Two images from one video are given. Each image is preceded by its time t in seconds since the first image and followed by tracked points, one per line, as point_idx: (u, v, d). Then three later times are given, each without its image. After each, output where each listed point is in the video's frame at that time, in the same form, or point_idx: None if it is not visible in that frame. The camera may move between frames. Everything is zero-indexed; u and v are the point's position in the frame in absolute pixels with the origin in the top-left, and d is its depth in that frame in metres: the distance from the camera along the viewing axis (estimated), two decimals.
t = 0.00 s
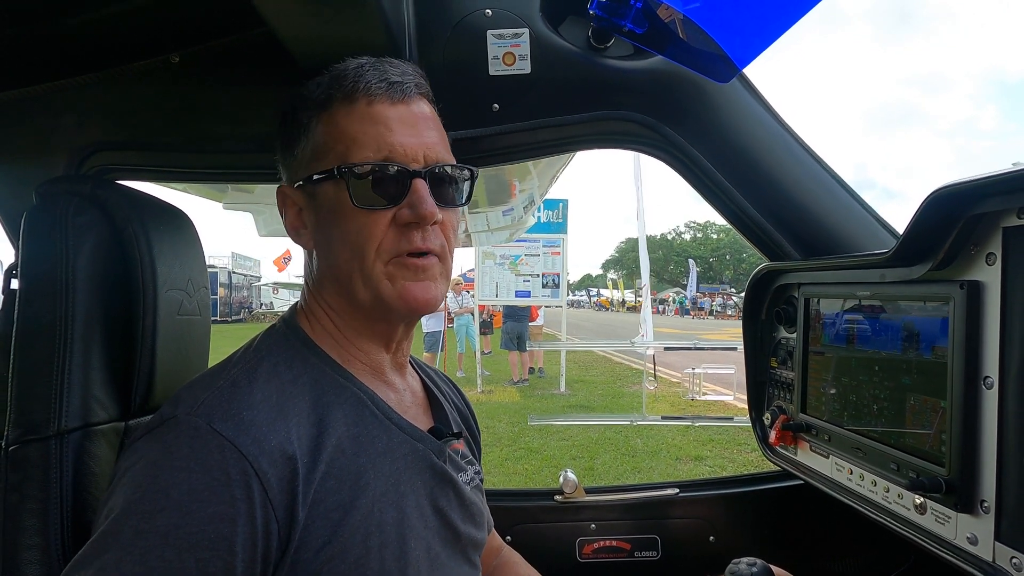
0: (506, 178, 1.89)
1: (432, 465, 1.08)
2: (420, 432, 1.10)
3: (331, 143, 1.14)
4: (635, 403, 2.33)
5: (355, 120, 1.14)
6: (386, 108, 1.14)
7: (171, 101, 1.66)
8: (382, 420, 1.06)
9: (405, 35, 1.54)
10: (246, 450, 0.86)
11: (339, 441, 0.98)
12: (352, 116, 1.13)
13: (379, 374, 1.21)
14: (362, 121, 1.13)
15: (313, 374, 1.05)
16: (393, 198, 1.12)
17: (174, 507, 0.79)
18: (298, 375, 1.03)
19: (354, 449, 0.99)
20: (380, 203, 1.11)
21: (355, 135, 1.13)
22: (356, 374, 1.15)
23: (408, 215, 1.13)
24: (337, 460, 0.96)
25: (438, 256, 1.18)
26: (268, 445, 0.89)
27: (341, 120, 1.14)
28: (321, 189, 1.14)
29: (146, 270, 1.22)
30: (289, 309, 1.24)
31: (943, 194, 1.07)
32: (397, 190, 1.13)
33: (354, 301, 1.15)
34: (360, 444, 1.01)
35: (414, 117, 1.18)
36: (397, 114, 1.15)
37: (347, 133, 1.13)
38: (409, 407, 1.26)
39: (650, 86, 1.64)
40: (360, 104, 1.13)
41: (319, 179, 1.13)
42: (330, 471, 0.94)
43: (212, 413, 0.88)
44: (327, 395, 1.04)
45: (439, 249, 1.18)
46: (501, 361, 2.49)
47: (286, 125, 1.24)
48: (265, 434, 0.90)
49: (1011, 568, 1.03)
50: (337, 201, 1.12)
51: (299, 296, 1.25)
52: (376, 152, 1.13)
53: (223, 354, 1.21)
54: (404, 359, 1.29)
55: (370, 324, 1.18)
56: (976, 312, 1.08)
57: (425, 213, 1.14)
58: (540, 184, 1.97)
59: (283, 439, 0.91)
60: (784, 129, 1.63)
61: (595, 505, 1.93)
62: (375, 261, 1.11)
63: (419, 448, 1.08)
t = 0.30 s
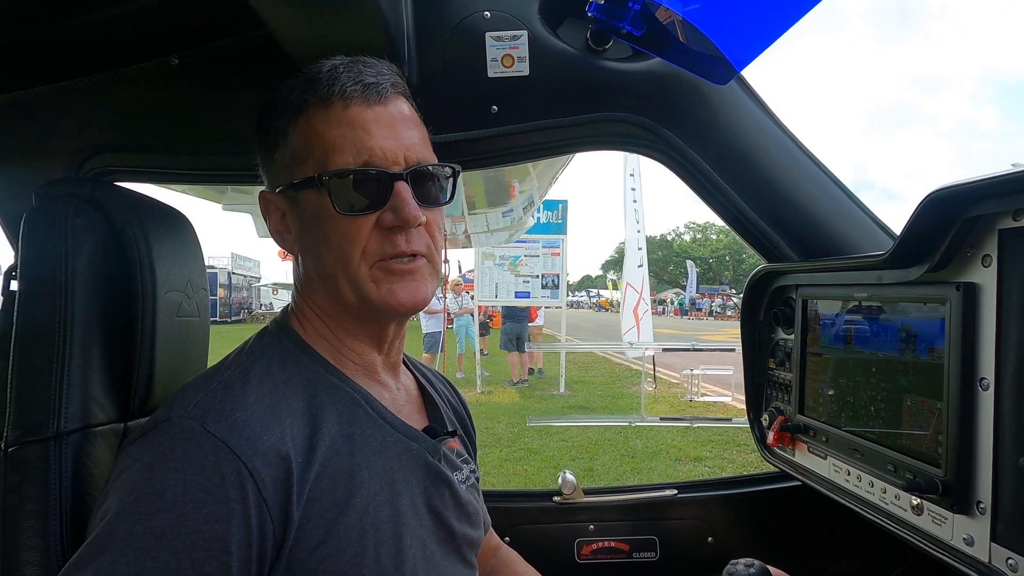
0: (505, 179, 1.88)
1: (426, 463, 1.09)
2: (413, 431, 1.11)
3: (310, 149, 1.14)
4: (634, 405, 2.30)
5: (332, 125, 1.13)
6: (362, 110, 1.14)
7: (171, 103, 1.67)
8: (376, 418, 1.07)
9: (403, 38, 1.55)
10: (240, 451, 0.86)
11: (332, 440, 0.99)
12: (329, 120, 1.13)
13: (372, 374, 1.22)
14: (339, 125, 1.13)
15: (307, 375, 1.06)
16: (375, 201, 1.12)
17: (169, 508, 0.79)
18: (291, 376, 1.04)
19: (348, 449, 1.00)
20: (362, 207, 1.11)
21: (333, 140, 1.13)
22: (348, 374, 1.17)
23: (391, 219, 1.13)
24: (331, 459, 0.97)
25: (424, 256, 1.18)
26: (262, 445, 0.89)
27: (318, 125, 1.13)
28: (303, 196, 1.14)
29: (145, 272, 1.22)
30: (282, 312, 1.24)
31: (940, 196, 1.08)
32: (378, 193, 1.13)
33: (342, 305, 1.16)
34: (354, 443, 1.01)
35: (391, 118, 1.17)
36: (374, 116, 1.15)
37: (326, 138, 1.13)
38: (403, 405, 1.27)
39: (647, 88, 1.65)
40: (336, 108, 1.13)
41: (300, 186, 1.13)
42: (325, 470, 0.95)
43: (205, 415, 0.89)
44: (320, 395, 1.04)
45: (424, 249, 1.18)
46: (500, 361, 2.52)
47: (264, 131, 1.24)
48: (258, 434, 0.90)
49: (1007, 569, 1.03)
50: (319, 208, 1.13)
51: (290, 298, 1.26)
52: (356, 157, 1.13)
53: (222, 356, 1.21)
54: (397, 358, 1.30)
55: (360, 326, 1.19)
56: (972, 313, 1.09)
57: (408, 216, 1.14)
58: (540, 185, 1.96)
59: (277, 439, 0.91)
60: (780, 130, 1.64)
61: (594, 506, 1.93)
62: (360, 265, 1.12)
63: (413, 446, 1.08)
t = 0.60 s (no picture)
0: (504, 180, 1.91)
1: (423, 463, 1.09)
2: (410, 431, 1.11)
3: (305, 150, 1.15)
4: (633, 406, 2.32)
5: (328, 127, 1.13)
6: (357, 113, 1.14)
7: (171, 105, 1.67)
8: (372, 418, 1.07)
9: (403, 39, 1.55)
10: (237, 451, 0.87)
11: (329, 440, 0.99)
12: (325, 122, 1.13)
13: (369, 375, 1.22)
14: (334, 127, 1.13)
15: (304, 376, 1.06)
16: (369, 204, 1.13)
17: (167, 508, 0.79)
18: (288, 377, 1.04)
19: (345, 448, 1.00)
20: (355, 209, 1.12)
21: (329, 142, 1.14)
22: (344, 373, 1.17)
23: (384, 221, 1.13)
24: (328, 458, 0.97)
25: (416, 259, 1.19)
26: (259, 445, 0.89)
27: (314, 127, 1.14)
28: (297, 196, 1.14)
29: (145, 273, 1.23)
30: (280, 311, 1.25)
31: (937, 198, 1.08)
32: (371, 195, 1.13)
33: (335, 305, 1.16)
34: (351, 443, 1.02)
35: (387, 121, 1.17)
36: (370, 119, 1.15)
37: (321, 139, 1.14)
38: (400, 406, 1.27)
39: (646, 90, 1.65)
40: (331, 110, 1.13)
41: (294, 187, 1.14)
42: (322, 470, 0.95)
43: (202, 416, 0.89)
44: (318, 395, 1.04)
45: (417, 252, 1.18)
46: (499, 361, 2.52)
47: (262, 131, 1.24)
48: (255, 434, 0.90)
49: (1005, 569, 1.03)
50: (313, 208, 1.13)
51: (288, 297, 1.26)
52: (350, 159, 1.13)
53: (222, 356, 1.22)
54: (393, 359, 1.30)
55: (354, 327, 1.19)
56: (969, 314, 1.09)
57: (400, 219, 1.14)
58: (540, 185, 2.00)
59: (274, 439, 0.92)
60: (777, 131, 1.64)
61: (593, 506, 1.94)
62: (352, 266, 1.12)
63: (410, 446, 1.08)
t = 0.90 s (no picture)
0: (504, 180, 1.91)
1: (422, 464, 1.09)
2: (410, 432, 1.11)
3: (307, 147, 1.16)
4: (632, 406, 2.32)
5: (330, 124, 1.14)
6: (360, 112, 1.15)
7: (172, 106, 1.67)
8: (372, 419, 1.08)
9: (403, 40, 1.56)
10: (236, 451, 0.87)
11: (329, 441, 1.00)
12: (327, 120, 1.14)
13: (367, 376, 1.22)
14: (336, 125, 1.14)
15: (304, 377, 1.06)
16: (368, 202, 1.13)
17: (166, 509, 0.80)
18: (288, 377, 1.05)
19: (344, 450, 1.00)
20: (354, 206, 1.12)
21: (330, 140, 1.14)
22: (343, 374, 1.17)
23: (381, 219, 1.13)
24: (328, 459, 0.97)
25: (414, 259, 1.18)
26: (258, 445, 0.90)
27: (316, 125, 1.15)
28: (299, 193, 1.15)
29: (146, 274, 1.23)
30: (281, 311, 1.25)
31: (935, 199, 1.08)
32: (371, 193, 1.13)
33: (333, 303, 1.16)
34: (350, 444, 1.02)
35: (389, 120, 1.18)
36: (372, 117, 1.16)
37: (323, 137, 1.14)
38: (400, 408, 1.27)
39: (646, 91, 1.66)
40: (334, 108, 1.14)
41: (295, 184, 1.14)
42: (322, 470, 0.96)
43: (202, 416, 0.89)
44: (318, 396, 1.05)
45: (415, 252, 1.18)
46: (499, 362, 2.56)
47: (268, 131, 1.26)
48: (255, 435, 0.90)
49: (1003, 570, 1.04)
50: (312, 204, 1.14)
51: (290, 297, 1.27)
52: (351, 156, 1.14)
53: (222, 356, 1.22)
54: (393, 361, 1.30)
55: (352, 326, 1.19)
56: (967, 315, 1.10)
57: (397, 216, 1.14)
58: (540, 185, 1.99)
59: (273, 440, 0.92)
60: (776, 131, 1.64)
61: (592, 506, 1.94)
62: (349, 264, 1.12)
63: (409, 448, 1.09)
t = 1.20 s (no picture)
0: (503, 180, 1.91)
1: (424, 462, 1.10)
2: (411, 430, 1.12)
3: (306, 145, 1.16)
4: (632, 406, 2.31)
5: (329, 122, 1.15)
6: (359, 110, 1.15)
7: (172, 106, 1.68)
8: (373, 417, 1.08)
9: (402, 40, 1.56)
10: (234, 450, 0.87)
11: (330, 440, 1.00)
12: (327, 118, 1.14)
13: (367, 374, 1.22)
14: (335, 123, 1.14)
15: (303, 376, 1.07)
16: (366, 200, 1.13)
17: (163, 509, 0.80)
18: (288, 376, 1.05)
19: (345, 448, 1.01)
20: (351, 203, 1.12)
21: (329, 138, 1.14)
22: (342, 373, 1.17)
23: (380, 216, 1.13)
24: (328, 457, 0.98)
25: (413, 257, 1.18)
26: (256, 444, 0.90)
27: (315, 122, 1.15)
28: (298, 191, 1.15)
29: (145, 273, 1.23)
30: (281, 311, 1.26)
31: (934, 199, 1.09)
32: (370, 191, 1.13)
33: (331, 301, 1.16)
34: (351, 442, 1.02)
35: (387, 118, 1.18)
36: (371, 115, 1.16)
37: (322, 135, 1.15)
38: (402, 406, 1.28)
39: (644, 91, 1.66)
40: (333, 106, 1.14)
41: (294, 182, 1.15)
42: (322, 469, 0.96)
43: (199, 415, 0.89)
44: (318, 396, 1.05)
45: (414, 250, 1.18)
46: (499, 363, 2.56)
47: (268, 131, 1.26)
48: (253, 434, 0.91)
49: (1000, 569, 1.04)
50: (311, 202, 1.14)
51: (290, 296, 1.27)
52: (349, 153, 1.14)
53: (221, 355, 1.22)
54: (393, 360, 1.31)
55: (351, 324, 1.19)
56: (965, 314, 1.10)
57: (396, 213, 1.14)
58: (539, 184, 1.99)
59: (272, 439, 0.92)
60: (775, 131, 1.65)
61: (591, 506, 1.94)
62: (347, 261, 1.13)
63: (411, 446, 1.09)
